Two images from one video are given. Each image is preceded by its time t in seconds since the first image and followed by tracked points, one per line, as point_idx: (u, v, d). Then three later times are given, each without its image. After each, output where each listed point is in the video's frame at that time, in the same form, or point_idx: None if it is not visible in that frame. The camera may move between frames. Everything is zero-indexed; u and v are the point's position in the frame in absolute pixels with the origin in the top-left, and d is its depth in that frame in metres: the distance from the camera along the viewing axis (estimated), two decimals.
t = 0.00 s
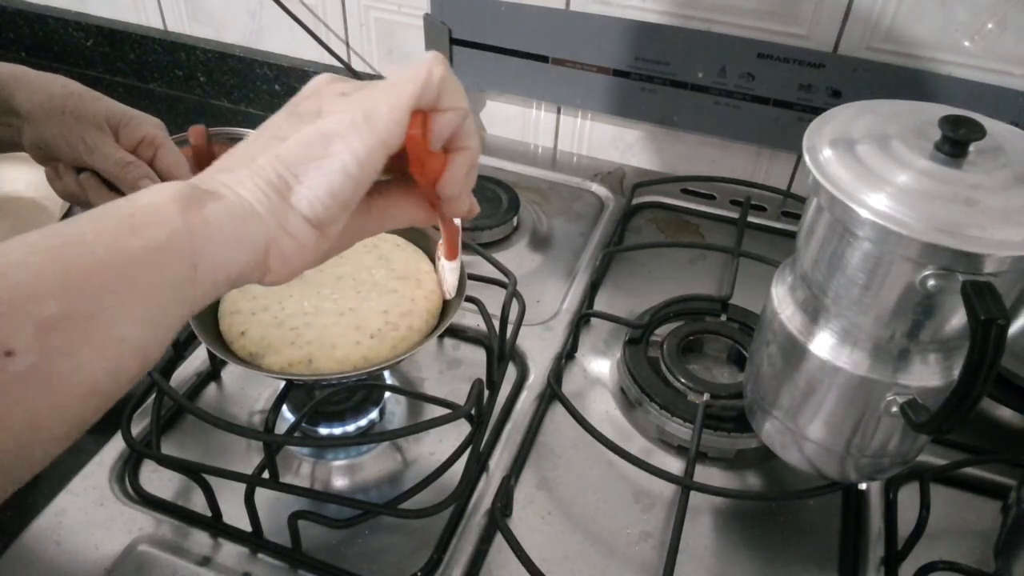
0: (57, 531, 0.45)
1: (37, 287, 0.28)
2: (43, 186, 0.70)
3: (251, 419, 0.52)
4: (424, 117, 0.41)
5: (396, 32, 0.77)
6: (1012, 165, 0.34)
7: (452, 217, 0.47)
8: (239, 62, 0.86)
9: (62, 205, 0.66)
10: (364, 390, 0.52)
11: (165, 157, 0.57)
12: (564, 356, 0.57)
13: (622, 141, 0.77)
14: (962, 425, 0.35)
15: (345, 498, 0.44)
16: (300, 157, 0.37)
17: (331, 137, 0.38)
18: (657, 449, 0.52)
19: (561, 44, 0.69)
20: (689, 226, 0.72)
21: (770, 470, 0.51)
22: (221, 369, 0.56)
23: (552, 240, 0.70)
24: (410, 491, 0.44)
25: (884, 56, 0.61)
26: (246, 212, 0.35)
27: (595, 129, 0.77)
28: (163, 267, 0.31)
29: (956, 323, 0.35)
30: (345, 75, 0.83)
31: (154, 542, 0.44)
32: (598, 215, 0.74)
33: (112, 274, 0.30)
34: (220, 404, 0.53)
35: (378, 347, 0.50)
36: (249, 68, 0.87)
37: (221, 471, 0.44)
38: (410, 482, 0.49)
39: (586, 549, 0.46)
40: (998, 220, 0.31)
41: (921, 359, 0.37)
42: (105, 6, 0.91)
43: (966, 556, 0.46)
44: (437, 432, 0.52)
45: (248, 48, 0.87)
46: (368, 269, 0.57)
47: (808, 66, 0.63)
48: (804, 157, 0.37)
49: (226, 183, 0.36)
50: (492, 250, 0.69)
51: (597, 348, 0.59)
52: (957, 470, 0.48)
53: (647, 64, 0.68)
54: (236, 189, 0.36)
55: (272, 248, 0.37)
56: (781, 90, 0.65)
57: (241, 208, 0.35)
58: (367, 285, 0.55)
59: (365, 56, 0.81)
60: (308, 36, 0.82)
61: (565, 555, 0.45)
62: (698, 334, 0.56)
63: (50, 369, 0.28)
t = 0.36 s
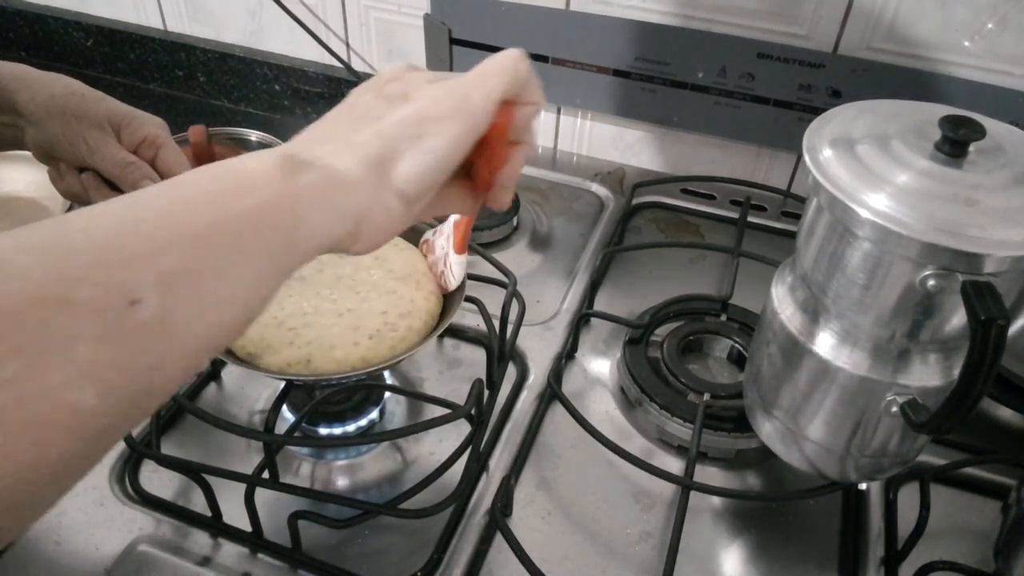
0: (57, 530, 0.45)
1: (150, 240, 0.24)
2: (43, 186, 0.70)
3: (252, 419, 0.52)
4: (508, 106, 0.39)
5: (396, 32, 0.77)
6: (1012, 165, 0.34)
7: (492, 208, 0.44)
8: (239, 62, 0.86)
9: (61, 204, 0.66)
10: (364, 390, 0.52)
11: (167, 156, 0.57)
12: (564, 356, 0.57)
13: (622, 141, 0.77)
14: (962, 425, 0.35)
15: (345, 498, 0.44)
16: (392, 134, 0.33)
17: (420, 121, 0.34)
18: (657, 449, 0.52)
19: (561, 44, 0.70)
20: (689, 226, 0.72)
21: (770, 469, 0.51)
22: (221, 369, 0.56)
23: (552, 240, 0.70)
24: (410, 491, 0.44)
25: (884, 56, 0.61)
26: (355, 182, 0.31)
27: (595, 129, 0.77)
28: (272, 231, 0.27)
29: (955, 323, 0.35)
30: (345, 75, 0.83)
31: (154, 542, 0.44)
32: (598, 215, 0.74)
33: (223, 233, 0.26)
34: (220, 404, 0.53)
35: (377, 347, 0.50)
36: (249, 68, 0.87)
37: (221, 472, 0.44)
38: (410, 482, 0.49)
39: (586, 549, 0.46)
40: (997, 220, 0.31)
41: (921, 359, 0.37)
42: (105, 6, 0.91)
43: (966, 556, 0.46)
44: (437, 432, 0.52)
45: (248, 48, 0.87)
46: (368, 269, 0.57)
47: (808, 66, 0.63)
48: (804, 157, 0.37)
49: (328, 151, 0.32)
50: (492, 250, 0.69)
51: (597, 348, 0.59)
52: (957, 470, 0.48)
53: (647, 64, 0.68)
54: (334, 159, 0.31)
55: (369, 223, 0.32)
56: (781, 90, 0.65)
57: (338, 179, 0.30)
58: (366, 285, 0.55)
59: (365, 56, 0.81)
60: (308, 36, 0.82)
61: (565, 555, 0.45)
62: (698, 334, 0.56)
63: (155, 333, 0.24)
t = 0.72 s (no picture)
0: (57, 530, 0.45)
1: (311, 161, 0.27)
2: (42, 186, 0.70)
3: (252, 419, 0.52)
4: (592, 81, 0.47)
5: (396, 32, 0.77)
6: (1012, 165, 0.34)
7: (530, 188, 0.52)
8: (239, 62, 0.87)
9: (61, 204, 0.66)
10: (364, 390, 0.52)
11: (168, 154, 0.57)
12: (564, 356, 0.57)
13: (622, 141, 0.77)
14: (962, 426, 0.35)
15: (345, 498, 0.44)
16: (514, 95, 0.39)
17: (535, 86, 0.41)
18: (657, 449, 0.52)
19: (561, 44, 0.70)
20: (689, 226, 0.72)
21: (770, 469, 0.51)
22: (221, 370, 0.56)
23: (552, 240, 0.70)
24: (410, 492, 0.44)
25: (884, 56, 0.61)
26: (467, 151, 0.34)
27: (595, 129, 0.77)
28: (412, 171, 0.30)
29: (955, 323, 0.35)
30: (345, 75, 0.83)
31: (153, 542, 0.44)
32: (598, 215, 0.74)
33: (368, 166, 0.28)
34: (220, 404, 0.53)
35: (375, 350, 0.51)
36: (249, 68, 0.87)
37: (221, 472, 0.44)
38: (410, 482, 0.49)
39: (586, 549, 0.46)
40: (997, 220, 0.31)
41: (921, 360, 0.37)
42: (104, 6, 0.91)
43: (966, 556, 0.46)
44: (437, 432, 0.52)
45: (248, 48, 0.87)
46: (367, 270, 0.57)
47: (809, 66, 0.63)
48: (804, 157, 0.37)
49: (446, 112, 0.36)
50: (492, 250, 0.69)
51: (597, 348, 0.59)
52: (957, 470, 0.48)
53: (647, 64, 0.68)
54: (461, 116, 0.36)
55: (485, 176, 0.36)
56: (781, 90, 0.65)
57: (470, 128, 0.35)
58: (365, 286, 0.55)
59: (365, 56, 0.81)
60: (308, 36, 0.82)
61: (565, 555, 0.45)
62: (698, 334, 0.56)
63: (310, 239, 0.26)
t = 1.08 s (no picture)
0: (57, 530, 0.45)
1: (338, 60, 0.30)
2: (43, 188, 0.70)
3: (251, 419, 0.52)
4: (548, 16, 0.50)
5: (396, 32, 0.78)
6: (1012, 165, 0.34)
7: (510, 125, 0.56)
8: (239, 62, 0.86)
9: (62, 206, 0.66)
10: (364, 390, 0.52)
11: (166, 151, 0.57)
12: (564, 356, 0.57)
13: (622, 141, 0.77)
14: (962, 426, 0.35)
15: (345, 498, 0.44)
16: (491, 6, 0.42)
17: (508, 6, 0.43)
18: (657, 449, 0.52)
19: (561, 44, 0.70)
20: (689, 226, 0.72)
21: (770, 470, 0.51)
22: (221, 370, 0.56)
23: (552, 240, 0.70)
24: (410, 491, 0.44)
25: (884, 56, 0.61)
26: (478, 70, 0.37)
27: (595, 129, 0.77)
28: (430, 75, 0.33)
29: (955, 323, 0.35)
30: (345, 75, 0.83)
31: (153, 542, 0.44)
32: (598, 215, 0.74)
33: (391, 68, 0.31)
34: (220, 404, 0.53)
35: (373, 350, 0.51)
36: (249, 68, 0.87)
37: (222, 472, 0.44)
38: (410, 482, 0.49)
39: (586, 548, 0.46)
40: (997, 220, 0.31)
41: (921, 360, 0.37)
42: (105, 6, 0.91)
43: (966, 556, 0.46)
44: (437, 432, 0.52)
45: (248, 48, 0.87)
46: (367, 270, 0.57)
47: (808, 66, 0.63)
48: (804, 157, 0.37)
49: (450, 34, 0.39)
50: (492, 250, 0.69)
51: (597, 348, 0.59)
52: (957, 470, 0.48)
53: (647, 64, 0.68)
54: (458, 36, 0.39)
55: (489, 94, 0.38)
56: (781, 90, 0.65)
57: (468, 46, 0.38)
58: (365, 286, 0.55)
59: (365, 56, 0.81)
60: (308, 36, 0.82)
61: (565, 555, 0.45)
62: (698, 334, 0.56)
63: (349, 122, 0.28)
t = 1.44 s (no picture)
0: (57, 530, 0.45)
1: None
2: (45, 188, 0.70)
3: (251, 419, 0.52)
4: None
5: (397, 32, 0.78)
6: (1012, 165, 0.34)
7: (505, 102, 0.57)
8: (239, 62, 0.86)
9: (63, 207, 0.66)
10: (364, 390, 0.52)
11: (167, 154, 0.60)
12: (564, 356, 0.57)
13: (622, 141, 0.77)
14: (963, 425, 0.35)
15: (345, 498, 0.44)
16: None
17: None
18: (657, 449, 0.52)
19: (560, 44, 0.70)
20: (689, 226, 0.72)
21: (770, 470, 0.51)
22: (221, 370, 0.56)
23: (552, 240, 0.70)
24: (410, 492, 0.44)
25: (884, 56, 0.61)
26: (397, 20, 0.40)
27: (595, 129, 0.77)
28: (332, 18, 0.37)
29: (956, 323, 0.35)
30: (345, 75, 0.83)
31: (153, 542, 0.44)
32: (598, 215, 0.74)
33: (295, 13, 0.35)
34: (220, 404, 0.53)
35: (373, 350, 0.51)
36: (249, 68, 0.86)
37: (222, 472, 0.44)
38: (410, 482, 0.49)
39: (586, 548, 0.46)
40: (997, 220, 0.31)
41: (921, 360, 0.37)
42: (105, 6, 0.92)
43: (967, 556, 0.46)
44: (437, 432, 0.52)
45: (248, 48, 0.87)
46: (367, 269, 0.57)
47: (808, 66, 0.63)
48: (804, 157, 0.37)
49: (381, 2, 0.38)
50: (492, 250, 0.69)
51: (597, 348, 0.59)
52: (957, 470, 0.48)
53: (647, 64, 0.68)
54: None
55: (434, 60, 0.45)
56: (781, 90, 0.65)
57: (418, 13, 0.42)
58: (364, 286, 0.55)
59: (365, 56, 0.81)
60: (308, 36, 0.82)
61: (565, 555, 0.45)
62: (698, 334, 0.56)
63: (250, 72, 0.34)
